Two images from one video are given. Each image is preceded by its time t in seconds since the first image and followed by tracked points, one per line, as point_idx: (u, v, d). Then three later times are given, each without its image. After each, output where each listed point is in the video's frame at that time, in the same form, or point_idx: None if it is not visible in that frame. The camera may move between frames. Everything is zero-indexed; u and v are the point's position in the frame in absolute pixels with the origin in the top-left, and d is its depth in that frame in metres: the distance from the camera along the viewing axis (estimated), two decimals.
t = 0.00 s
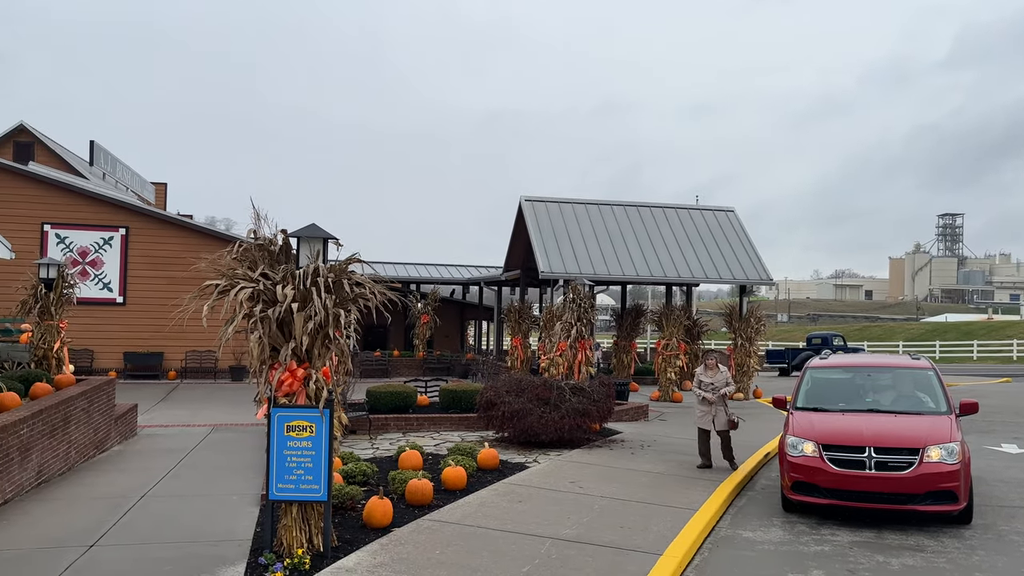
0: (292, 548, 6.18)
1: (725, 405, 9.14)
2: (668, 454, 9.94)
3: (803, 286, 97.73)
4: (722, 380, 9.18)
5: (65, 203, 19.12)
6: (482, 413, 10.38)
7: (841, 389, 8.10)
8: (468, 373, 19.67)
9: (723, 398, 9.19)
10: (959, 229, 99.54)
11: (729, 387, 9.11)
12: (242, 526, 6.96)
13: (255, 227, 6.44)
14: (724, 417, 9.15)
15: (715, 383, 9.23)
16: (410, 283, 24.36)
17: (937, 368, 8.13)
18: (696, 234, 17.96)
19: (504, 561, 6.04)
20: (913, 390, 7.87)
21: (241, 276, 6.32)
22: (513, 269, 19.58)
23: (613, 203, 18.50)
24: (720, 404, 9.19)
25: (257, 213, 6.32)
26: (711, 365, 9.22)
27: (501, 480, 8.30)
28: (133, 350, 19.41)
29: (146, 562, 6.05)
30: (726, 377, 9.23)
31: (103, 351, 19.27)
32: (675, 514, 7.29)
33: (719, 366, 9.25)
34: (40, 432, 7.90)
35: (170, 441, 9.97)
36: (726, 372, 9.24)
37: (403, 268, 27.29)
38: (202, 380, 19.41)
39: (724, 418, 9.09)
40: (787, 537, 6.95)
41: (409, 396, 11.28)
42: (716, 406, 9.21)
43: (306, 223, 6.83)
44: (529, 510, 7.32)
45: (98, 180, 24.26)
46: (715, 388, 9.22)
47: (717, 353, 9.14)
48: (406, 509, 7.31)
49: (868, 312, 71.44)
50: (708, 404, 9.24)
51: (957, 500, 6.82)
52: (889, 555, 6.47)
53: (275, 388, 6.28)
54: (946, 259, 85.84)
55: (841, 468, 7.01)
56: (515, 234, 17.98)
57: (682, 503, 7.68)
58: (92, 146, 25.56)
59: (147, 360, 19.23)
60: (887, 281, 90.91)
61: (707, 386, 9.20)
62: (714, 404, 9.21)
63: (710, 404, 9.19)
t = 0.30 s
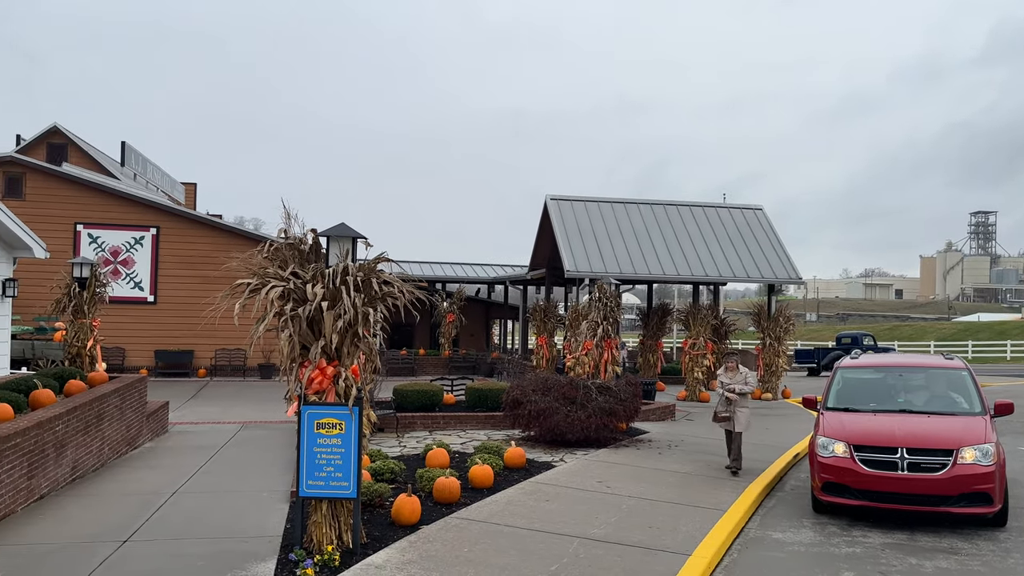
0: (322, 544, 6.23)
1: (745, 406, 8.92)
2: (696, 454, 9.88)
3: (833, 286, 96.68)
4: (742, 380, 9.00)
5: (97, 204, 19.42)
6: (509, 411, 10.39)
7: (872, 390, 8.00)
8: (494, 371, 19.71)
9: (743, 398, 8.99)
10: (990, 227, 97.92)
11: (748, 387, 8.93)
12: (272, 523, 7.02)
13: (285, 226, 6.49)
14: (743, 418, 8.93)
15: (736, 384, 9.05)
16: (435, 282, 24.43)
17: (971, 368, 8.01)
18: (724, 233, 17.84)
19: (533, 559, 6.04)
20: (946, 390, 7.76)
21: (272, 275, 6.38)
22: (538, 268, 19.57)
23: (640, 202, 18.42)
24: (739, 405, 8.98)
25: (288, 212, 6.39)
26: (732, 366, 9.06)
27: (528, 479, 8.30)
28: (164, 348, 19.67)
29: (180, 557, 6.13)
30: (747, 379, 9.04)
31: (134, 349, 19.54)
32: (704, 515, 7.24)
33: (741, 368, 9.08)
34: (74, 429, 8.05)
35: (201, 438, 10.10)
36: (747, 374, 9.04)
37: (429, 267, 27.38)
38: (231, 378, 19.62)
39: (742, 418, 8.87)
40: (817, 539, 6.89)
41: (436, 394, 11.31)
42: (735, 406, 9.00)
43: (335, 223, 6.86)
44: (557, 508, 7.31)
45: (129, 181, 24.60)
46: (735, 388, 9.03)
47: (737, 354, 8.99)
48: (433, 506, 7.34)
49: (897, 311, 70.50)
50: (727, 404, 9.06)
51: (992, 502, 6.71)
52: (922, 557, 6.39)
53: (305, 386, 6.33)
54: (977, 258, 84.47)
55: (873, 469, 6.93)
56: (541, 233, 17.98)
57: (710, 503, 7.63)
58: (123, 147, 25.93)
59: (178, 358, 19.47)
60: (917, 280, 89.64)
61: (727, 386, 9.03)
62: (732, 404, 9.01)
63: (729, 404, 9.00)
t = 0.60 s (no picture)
0: (352, 542, 6.28)
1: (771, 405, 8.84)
2: (725, 455, 9.81)
3: (862, 285, 95.48)
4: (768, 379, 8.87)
5: (129, 203, 19.71)
6: (536, 411, 10.39)
7: (905, 390, 7.90)
8: (520, 370, 19.71)
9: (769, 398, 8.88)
10: None
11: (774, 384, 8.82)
12: (302, 520, 7.07)
13: (316, 225, 6.55)
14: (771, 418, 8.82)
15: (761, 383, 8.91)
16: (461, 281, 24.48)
17: (1008, 368, 7.87)
18: (753, 231, 17.69)
19: (562, 559, 6.03)
20: (982, 391, 7.63)
21: (304, 274, 6.45)
22: (564, 267, 19.54)
23: (666, 200, 18.33)
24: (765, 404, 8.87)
25: (318, 212, 6.45)
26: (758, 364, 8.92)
27: (555, 478, 8.29)
28: (195, 346, 19.90)
29: (214, 553, 6.20)
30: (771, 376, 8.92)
31: (166, 347, 19.78)
32: (734, 516, 7.19)
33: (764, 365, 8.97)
34: (108, 426, 8.17)
35: (232, 435, 10.21)
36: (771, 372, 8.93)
37: (456, 266, 27.45)
38: (261, 376, 19.81)
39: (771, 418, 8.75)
40: (849, 541, 6.81)
41: (463, 393, 11.34)
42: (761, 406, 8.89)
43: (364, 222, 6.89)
44: (587, 508, 7.31)
45: (159, 181, 24.92)
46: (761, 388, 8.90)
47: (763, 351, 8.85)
48: (462, 505, 7.36)
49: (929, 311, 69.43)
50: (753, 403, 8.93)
51: None
52: (958, 560, 6.29)
53: (336, 384, 6.38)
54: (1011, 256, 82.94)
55: (906, 470, 6.83)
56: (567, 232, 17.96)
57: (740, 504, 7.57)
58: (155, 147, 26.27)
59: (209, 356, 19.68)
60: (948, 279, 88.23)
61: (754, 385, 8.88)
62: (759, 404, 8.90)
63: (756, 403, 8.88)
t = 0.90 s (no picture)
0: (382, 539, 6.31)
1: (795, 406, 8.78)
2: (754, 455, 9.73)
3: (893, 284, 94.14)
4: (791, 379, 8.76)
5: (161, 203, 20.00)
6: (564, 410, 10.39)
7: (940, 391, 7.78)
8: (547, 369, 19.70)
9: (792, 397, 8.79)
10: None
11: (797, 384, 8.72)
12: (332, 517, 7.13)
13: (347, 225, 6.59)
14: (794, 419, 8.77)
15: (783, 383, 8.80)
16: (487, 280, 24.53)
17: None
18: (783, 230, 17.53)
19: (591, 558, 6.02)
20: (1019, 391, 7.49)
21: (334, 273, 6.51)
22: (591, 266, 19.50)
23: (695, 198, 18.22)
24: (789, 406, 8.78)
25: (349, 211, 6.49)
26: (781, 365, 8.78)
27: (583, 478, 8.28)
28: (225, 344, 20.14)
29: (247, 549, 6.27)
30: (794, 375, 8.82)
31: (197, 345, 20.04)
32: (764, 516, 7.14)
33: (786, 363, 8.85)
34: (142, 423, 8.30)
35: (263, 432, 10.32)
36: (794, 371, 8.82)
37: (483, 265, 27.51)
38: (290, 374, 19.99)
39: (796, 420, 8.69)
40: (883, 543, 6.72)
41: (490, 392, 11.37)
42: (784, 407, 8.80)
43: (394, 222, 6.91)
44: (616, 507, 7.29)
45: (190, 181, 25.26)
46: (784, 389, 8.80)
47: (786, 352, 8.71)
48: (490, 503, 7.37)
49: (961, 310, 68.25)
50: (774, 405, 8.79)
51: None
52: (994, 564, 6.18)
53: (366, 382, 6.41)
54: None
55: (941, 472, 6.73)
56: (594, 231, 17.92)
57: (770, 505, 7.51)
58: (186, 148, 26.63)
59: (239, 354, 19.90)
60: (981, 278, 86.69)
61: (777, 386, 8.76)
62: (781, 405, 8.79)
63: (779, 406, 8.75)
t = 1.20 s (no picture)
0: (412, 536, 6.35)
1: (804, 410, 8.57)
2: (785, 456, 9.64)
3: (926, 283, 92.78)
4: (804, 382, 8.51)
5: (192, 203, 20.27)
6: (591, 409, 10.37)
7: (976, 391, 7.64)
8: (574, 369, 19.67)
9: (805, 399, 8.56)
10: None
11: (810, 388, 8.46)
12: (362, 514, 7.18)
13: (376, 224, 6.63)
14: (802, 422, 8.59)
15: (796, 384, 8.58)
16: (514, 279, 24.56)
17: None
18: (814, 228, 17.34)
19: (620, 558, 6.00)
20: None
21: (364, 272, 6.57)
22: (618, 265, 19.43)
23: (723, 197, 18.08)
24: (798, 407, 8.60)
25: (379, 210, 6.53)
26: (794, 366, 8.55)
27: (612, 477, 8.26)
28: (255, 342, 20.37)
29: (276, 545, 6.34)
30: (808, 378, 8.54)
31: (228, 343, 20.29)
32: (795, 518, 7.07)
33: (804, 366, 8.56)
34: (175, 420, 8.42)
35: (293, 430, 10.42)
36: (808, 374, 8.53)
37: (510, 264, 27.52)
38: (318, 372, 20.16)
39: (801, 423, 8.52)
40: (917, 545, 6.63)
41: (517, 390, 11.37)
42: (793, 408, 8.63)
43: (424, 221, 6.92)
44: (645, 508, 7.26)
45: (221, 181, 25.57)
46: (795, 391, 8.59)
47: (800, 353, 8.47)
48: (518, 502, 7.38)
49: (996, 310, 66.99)
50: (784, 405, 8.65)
51: None
52: None
53: (395, 380, 6.45)
54: None
55: (977, 474, 6.61)
56: (622, 229, 17.86)
57: (800, 506, 7.43)
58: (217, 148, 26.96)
59: (269, 352, 20.14)
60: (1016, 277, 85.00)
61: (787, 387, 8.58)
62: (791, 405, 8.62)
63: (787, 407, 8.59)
